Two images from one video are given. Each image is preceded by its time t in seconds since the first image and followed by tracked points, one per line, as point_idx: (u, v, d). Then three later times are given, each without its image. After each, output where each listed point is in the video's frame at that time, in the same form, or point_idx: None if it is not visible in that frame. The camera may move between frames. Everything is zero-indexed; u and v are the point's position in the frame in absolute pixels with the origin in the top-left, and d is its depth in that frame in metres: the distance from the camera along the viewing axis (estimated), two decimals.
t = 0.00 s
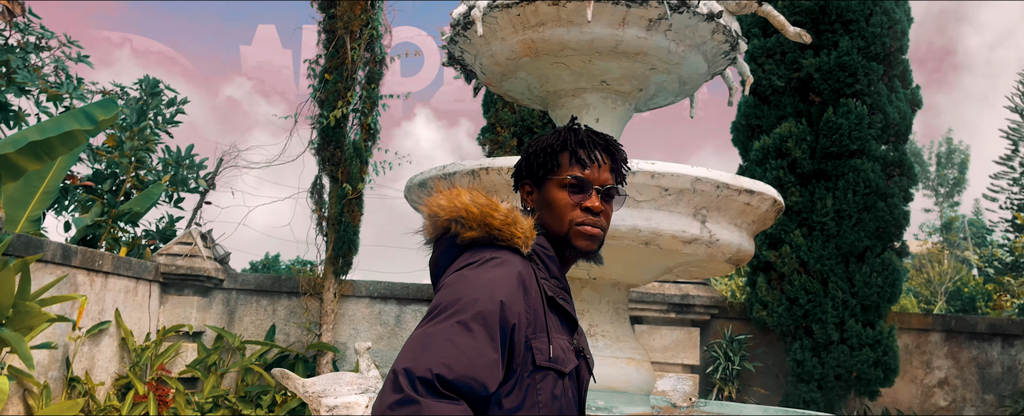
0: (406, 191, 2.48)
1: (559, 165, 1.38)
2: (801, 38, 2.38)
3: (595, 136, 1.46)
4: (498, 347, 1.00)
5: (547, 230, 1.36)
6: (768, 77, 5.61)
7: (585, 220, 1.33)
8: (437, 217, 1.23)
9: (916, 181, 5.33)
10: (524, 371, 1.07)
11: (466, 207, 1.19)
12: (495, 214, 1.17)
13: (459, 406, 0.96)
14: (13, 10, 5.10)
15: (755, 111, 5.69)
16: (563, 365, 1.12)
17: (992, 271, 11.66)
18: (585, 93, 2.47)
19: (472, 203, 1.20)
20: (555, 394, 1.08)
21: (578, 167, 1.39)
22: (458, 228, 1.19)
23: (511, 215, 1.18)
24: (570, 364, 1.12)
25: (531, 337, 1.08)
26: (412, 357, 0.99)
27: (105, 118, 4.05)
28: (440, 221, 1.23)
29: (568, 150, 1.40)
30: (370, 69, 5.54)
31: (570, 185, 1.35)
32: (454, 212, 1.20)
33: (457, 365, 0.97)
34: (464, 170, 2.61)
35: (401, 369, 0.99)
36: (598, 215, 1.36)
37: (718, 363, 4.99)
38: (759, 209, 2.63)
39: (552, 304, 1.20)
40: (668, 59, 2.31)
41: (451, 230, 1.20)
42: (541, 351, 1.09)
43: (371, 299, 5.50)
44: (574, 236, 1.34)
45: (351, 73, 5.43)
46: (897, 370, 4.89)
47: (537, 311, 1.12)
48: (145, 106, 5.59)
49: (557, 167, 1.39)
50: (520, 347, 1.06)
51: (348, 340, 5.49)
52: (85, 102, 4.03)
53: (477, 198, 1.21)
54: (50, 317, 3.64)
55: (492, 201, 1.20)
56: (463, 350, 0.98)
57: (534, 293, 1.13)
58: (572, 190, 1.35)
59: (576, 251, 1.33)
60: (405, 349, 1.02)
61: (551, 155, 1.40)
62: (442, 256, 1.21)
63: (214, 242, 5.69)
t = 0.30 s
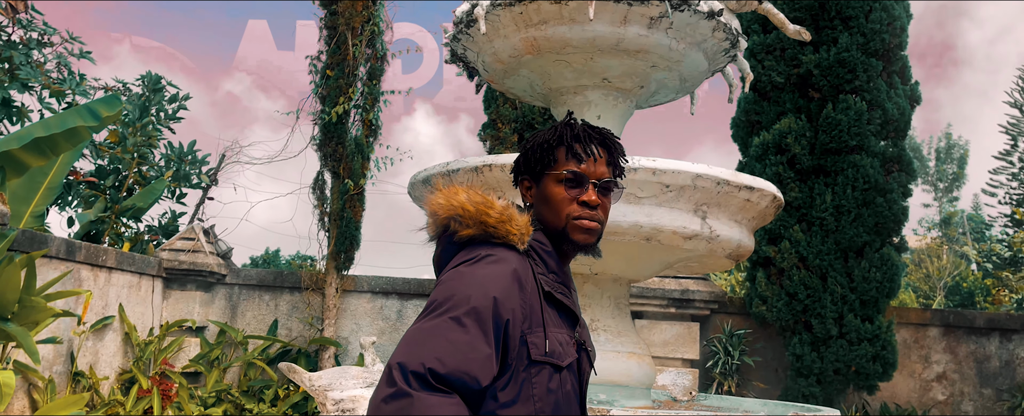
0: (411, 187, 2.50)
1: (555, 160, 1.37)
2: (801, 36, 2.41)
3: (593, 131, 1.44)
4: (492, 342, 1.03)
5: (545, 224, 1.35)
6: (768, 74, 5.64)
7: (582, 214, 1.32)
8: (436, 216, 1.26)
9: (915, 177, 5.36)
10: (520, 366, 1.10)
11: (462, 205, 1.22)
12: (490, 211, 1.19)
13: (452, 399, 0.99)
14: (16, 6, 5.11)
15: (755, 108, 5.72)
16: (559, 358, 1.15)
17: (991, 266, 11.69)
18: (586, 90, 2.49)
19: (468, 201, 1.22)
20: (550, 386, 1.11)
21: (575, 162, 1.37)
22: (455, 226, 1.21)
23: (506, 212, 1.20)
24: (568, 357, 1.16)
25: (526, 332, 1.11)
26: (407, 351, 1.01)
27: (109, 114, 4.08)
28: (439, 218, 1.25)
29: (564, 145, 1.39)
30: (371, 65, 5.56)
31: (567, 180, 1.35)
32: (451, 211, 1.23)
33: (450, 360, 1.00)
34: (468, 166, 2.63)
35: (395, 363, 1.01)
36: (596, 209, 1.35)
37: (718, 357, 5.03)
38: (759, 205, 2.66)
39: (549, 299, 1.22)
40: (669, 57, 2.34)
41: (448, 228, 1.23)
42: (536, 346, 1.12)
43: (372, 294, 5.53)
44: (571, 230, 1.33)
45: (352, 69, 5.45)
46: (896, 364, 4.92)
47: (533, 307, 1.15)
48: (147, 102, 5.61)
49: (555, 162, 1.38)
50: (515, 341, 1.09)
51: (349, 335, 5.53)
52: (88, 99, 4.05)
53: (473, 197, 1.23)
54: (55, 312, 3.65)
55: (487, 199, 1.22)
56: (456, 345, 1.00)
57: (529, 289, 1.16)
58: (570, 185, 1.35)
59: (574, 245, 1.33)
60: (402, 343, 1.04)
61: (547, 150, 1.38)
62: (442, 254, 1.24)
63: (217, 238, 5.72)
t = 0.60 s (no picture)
0: (425, 173, 2.61)
1: (540, 141, 1.40)
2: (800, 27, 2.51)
3: (577, 110, 1.45)
4: (461, 328, 1.09)
5: (534, 205, 1.38)
6: (767, 56, 5.73)
7: (567, 191, 1.34)
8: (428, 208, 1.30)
9: (910, 158, 5.47)
10: (497, 347, 1.15)
11: (445, 198, 1.25)
12: (470, 203, 1.22)
13: (419, 380, 1.05)
14: None
15: (754, 90, 5.81)
16: (540, 339, 1.19)
17: (985, 243, 11.86)
18: (594, 79, 2.60)
19: (450, 194, 1.25)
20: (526, 365, 1.17)
21: (560, 142, 1.39)
22: (442, 219, 1.25)
23: (486, 203, 1.22)
24: (550, 337, 1.20)
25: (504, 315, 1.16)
26: (380, 335, 1.07)
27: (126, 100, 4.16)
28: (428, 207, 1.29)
29: (548, 126, 1.41)
30: (376, 49, 5.65)
31: (553, 159, 1.37)
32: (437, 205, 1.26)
33: (417, 344, 1.05)
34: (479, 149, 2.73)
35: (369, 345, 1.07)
36: (583, 186, 1.37)
37: (717, 334, 5.19)
38: (759, 189, 2.77)
39: (537, 281, 1.24)
40: (673, 47, 2.44)
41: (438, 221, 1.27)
42: (516, 329, 1.16)
43: (378, 273, 5.67)
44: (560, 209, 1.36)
45: (358, 53, 5.54)
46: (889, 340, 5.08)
47: (515, 290, 1.18)
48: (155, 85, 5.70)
49: (541, 144, 1.41)
50: (492, 325, 1.14)
51: (357, 313, 5.68)
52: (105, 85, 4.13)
53: (456, 189, 1.26)
54: (77, 292, 3.78)
55: (467, 192, 1.24)
56: (424, 330, 1.06)
57: (511, 274, 1.18)
58: (556, 164, 1.37)
59: (563, 223, 1.35)
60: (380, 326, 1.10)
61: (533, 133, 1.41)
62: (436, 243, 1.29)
63: (226, 218, 5.83)
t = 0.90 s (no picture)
0: (432, 158, 2.71)
1: (519, 124, 1.38)
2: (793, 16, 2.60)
3: (557, 94, 1.43)
4: (414, 312, 1.16)
5: (512, 188, 1.37)
6: (762, 38, 5.80)
7: (544, 175, 1.33)
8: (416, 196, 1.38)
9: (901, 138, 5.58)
10: (464, 330, 1.21)
11: (419, 192, 1.30)
12: (436, 198, 1.27)
13: (369, 356, 1.14)
14: None
15: (749, 72, 5.89)
16: (508, 324, 1.22)
17: (977, 220, 12.02)
18: (595, 66, 2.69)
19: (422, 188, 1.30)
20: (493, 348, 1.22)
21: (539, 125, 1.37)
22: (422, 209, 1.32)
23: (450, 198, 1.26)
24: (519, 322, 1.23)
25: (469, 302, 1.20)
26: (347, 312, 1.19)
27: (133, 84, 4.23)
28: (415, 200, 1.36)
29: (528, 109, 1.38)
30: (376, 32, 5.71)
31: (530, 144, 1.35)
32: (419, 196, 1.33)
33: (371, 324, 1.15)
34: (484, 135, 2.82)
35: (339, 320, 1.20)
36: (560, 170, 1.35)
37: (713, 311, 5.35)
38: (753, 172, 2.87)
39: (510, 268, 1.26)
40: (672, 35, 2.53)
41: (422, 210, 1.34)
42: (481, 315, 1.20)
43: (380, 253, 5.80)
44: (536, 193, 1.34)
45: (358, 35, 5.60)
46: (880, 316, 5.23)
47: (482, 278, 1.22)
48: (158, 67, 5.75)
49: (520, 127, 1.39)
50: (454, 312, 1.18)
51: (360, 292, 5.80)
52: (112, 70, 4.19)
53: (428, 182, 1.31)
54: (90, 272, 3.88)
55: (436, 187, 1.28)
56: (378, 312, 1.15)
57: (477, 262, 1.22)
58: (534, 148, 1.35)
59: (540, 206, 1.34)
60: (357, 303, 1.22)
61: (513, 116, 1.39)
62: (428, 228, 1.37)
63: (229, 200, 5.92)
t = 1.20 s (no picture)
0: (430, 142, 2.82)
1: (512, 111, 1.38)
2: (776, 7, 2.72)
3: (549, 85, 1.43)
4: (393, 293, 1.22)
5: (497, 172, 1.38)
6: (750, 21, 5.92)
7: (531, 164, 1.34)
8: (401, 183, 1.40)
9: (884, 120, 5.73)
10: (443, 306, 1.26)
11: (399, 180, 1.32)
12: (410, 186, 1.28)
13: (357, 335, 1.22)
14: None
15: (738, 55, 6.01)
16: (481, 298, 1.25)
17: (962, 198, 12.25)
18: (587, 53, 2.80)
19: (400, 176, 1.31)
20: (470, 322, 1.25)
21: (531, 115, 1.38)
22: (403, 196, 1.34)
23: (422, 186, 1.27)
24: (492, 297, 1.26)
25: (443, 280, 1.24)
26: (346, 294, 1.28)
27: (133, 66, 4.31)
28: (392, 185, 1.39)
29: (522, 98, 1.38)
30: (371, 14, 5.79)
31: (520, 133, 1.36)
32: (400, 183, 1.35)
33: (357, 306, 1.22)
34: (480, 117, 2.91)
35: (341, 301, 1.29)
36: (546, 159, 1.36)
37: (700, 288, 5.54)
38: (737, 156, 3.01)
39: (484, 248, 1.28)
40: (660, 24, 2.64)
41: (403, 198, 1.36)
42: (455, 291, 1.24)
43: (376, 232, 5.94)
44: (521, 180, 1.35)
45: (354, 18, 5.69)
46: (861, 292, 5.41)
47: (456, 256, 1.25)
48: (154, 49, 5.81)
49: (511, 113, 1.39)
50: (429, 290, 1.23)
51: (357, 270, 5.94)
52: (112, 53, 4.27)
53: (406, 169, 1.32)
54: (97, 251, 4.00)
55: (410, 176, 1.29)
56: (364, 294, 1.23)
57: (451, 243, 1.25)
58: (524, 136, 1.36)
59: (523, 192, 1.36)
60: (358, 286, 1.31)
61: (507, 103, 1.38)
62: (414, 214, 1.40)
63: (228, 180, 6.03)
